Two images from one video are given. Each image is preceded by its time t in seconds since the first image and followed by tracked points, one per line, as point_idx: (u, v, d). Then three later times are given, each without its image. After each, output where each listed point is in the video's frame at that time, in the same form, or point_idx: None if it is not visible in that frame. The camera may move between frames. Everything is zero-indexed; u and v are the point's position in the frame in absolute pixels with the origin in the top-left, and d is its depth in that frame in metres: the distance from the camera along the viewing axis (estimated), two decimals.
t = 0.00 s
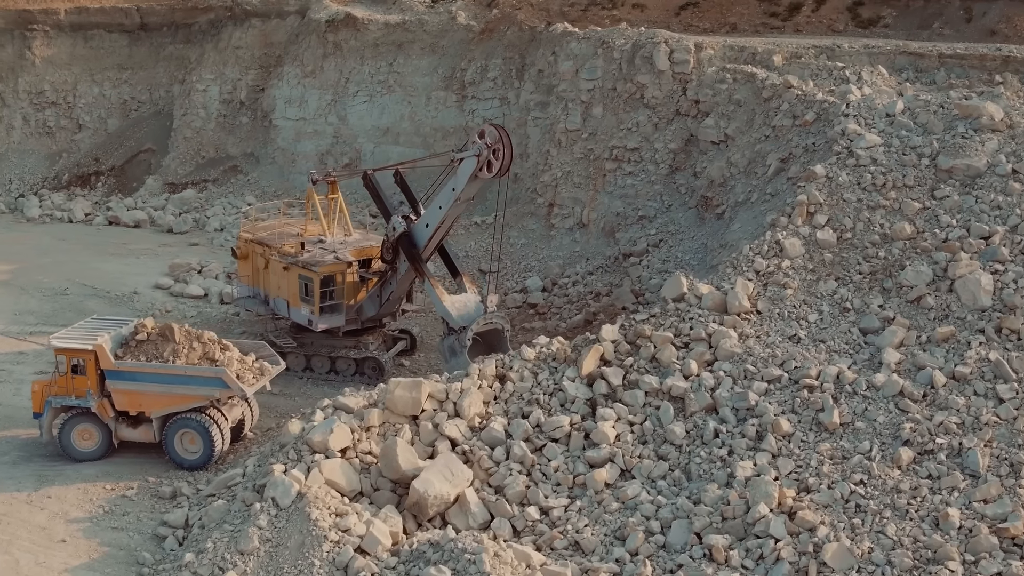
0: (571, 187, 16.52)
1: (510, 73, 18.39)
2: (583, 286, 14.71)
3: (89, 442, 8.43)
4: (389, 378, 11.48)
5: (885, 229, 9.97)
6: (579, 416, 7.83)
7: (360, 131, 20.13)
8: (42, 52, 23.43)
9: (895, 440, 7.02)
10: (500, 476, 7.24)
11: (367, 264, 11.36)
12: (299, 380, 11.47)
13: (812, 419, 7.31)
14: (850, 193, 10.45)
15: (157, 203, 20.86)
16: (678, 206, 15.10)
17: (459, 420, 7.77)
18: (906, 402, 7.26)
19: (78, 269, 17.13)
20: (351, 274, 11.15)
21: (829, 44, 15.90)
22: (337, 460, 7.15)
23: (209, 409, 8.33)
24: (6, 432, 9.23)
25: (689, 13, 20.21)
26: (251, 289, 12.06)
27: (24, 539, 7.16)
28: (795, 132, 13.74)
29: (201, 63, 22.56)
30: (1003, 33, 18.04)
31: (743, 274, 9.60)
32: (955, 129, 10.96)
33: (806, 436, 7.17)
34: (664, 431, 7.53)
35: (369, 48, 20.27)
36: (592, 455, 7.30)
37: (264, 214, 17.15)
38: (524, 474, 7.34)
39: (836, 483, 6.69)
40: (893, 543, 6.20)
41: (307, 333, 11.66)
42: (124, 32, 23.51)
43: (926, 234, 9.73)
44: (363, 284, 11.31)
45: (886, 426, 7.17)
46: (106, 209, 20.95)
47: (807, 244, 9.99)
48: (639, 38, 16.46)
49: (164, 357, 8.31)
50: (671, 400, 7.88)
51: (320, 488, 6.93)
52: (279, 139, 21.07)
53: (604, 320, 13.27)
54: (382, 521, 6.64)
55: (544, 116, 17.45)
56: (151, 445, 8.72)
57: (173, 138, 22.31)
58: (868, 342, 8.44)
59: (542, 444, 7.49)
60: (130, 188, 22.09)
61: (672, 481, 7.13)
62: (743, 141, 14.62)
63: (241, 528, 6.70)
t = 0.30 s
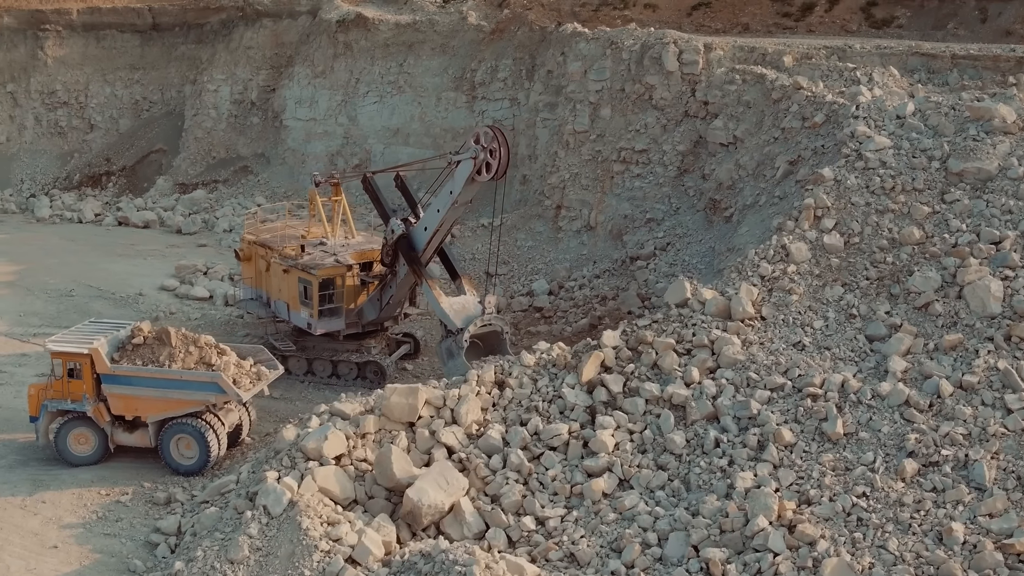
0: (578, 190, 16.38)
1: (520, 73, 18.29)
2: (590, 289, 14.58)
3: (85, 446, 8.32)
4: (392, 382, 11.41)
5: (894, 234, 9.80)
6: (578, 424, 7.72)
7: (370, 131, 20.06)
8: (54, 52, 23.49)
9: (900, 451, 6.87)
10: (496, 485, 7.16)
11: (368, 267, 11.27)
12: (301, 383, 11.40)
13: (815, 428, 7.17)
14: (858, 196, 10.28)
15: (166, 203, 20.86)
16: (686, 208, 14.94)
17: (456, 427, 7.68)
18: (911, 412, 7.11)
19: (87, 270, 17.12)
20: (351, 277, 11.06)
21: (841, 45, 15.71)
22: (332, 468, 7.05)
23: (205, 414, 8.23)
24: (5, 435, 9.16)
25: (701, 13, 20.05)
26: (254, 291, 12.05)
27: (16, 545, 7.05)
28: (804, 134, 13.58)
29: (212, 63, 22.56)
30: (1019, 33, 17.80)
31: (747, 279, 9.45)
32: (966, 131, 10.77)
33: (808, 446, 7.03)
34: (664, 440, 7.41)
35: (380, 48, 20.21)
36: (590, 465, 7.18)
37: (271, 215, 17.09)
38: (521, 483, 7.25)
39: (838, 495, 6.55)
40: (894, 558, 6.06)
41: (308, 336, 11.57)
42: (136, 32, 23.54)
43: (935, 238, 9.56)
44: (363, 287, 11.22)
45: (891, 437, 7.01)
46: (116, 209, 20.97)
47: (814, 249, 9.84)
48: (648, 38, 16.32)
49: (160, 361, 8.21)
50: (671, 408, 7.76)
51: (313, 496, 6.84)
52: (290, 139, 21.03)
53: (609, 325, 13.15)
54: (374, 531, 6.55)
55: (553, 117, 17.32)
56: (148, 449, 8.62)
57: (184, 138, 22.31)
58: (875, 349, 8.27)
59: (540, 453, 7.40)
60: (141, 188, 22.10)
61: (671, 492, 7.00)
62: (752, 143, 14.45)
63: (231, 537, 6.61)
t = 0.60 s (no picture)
0: (586, 192, 16.24)
1: (531, 74, 18.21)
2: (597, 293, 14.46)
3: (83, 450, 8.25)
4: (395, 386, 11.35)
5: (902, 238, 9.64)
6: (578, 431, 7.62)
7: (381, 132, 20.01)
8: (66, 52, 23.53)
9: (905, 462, 6.74)
10: (494, 493, 7.08)
11: (369, 270, 11.19)
12: (303, 387, 11.35)
13: (819, 438, 7.05)
14: (866, 200, 10.13)
15: (177, 204, 20.87)
16: (694, 211, 14.80)
17: (454, 433, 7.60)
18: (917, 421, 6.97)
19: (96, 271, 17.12)
20: (352, 280, 11.00)
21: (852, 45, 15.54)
22: (327, 474, 6.97)
23: (202, 418, 8.16)
24: (5, 437, 9.10)
25: (714, 13, 19.90)
26: (258, 293, 11.99)
27: (10, 550, 6.93)
28: (814, 136, 13.42)
29: (224, 63, 22.56)
30: None
31: (752, 284, 9.32)
32: (978, 134, 10.59)
33: (811, 456, 6.91)
34: (664, 448, 7.30)
35: (390, 48, 20.15)
36: (590, 473, 7.09)
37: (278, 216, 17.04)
38: (519, 491, 7.16)
39: (841, 507, 6.44)
40: (897, 573, 5.94)
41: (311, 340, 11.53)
42: (148, 32, 23.55)
43: (944, 243, 9.40)
44: (365, 291, 11.15)
45: (896, 447, 6.88)
46: (127, 210, 20.99)
47: (821, 253, 9.69)
48: (657, 39, 16.19)
49: (158, 365, 8.14)
50: (673, 416, 7.66)
51: (308, 504, 6.76)
52: (301, 140, 21.00)
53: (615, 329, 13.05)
54: (369, 539, 6.48)
55: (562, 118, 17.19)
56: (146, 453, 8.54)
57: (195, 138, 22.31)
58: (881, 357, 8.12)
59: (538, 461, 7.31)
60: (152, 188, 22.10)
61: (671, 502, 6.89)
62: (761, 145, 14.30)
63: (223, 544, 6.54)
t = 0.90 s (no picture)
0: (600, 194, 16.07)
1: (547, 75, 18.10)
2: (609, 296, 14.31)
3: (84, 454, 8.20)
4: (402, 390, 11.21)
5: (917, 243, 9.45)
6: (581, 440, 7.51)
7: (397, 132, 19.96)
8: (85, 52, 23.63)
9: (914, 475, 6.59)
10: (494, 502, 6.98)
11: (375, 274, 11.13)
12: (310, 391, 11.30)
13: (827, 449, 6.91)
14: (880, 204, 9.94)
15: (193, 204, 20.90)
16: (708, 214, 14.64)
17: (455, 441, 7.52)
18: (928, 433, 6.81)
19: (110, 271, 17.15)
20: (356, 283, 10.95)
21: (870, 46, 15.32)
22: (325, 482, 6.89)
23: (203, 423, 8.11)
24: (10, 439, 9.07)
25: (732, 13, 19.71)
26: (266, 294, 11.97)
27: (6, 554, 6.88)
28: (829, 138, 13.23)
29: (241, 63, 22.59)
30: None
31: (763, 290, 9.16)
32: (995, 137, 10.37)
33: (818, 468, 6.77)
34: (669, 458, 7.18)
35: (407, 48, 20.10)
36: (592, 483, 6.97)
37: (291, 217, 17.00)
38: (520, 500, 7.07)
39: (847, 521, 6.30)
40: None
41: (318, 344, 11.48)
42: (166, 32, 23.62)
43: (960, 249, 9.20)
44: (370, 295, 11.09)
45: (905, 459, 6.73)
46: (143, 210, 21.04)
47: (833, 258, 9.52)
48: (672, 40, 16.03)
49: (159, 369, 8.08)
50: (678, 424, 7.53)
51: (306, 511, 6.68)
52: (317, 140, 21.00)
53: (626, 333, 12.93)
54: (365, 549, 6.41)
55: (577, 119, 17.05)
56: (148, 457, 8.50)
57: (212, 138, 22.34)
58: (892, 365, 7.94)
59: (540, 469, 7.21)
60: (168, 188, 22.15)
61: (674, 513, 6.77)
62: (776, 147, 14.11)
63: (219, 552, 6.47)
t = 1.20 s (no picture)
0: (614, 196, 15.91)
1: (564, 75, 18.00)
2: (622, 300, 14.18)
3: (88, 457, 8.18)
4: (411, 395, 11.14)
5: (932, 248, 9.28)
6: (586, 448, 7.42)
7: (413, 133, 19.92)
8: (104, 52, 23.72)
9: (924, 487, 6.46)
10: (496, 511, 6.90)
11: (382, 276, 11.08)
12: (319, 395, 11.22)
13: (835, 459, 6.78)
14: (895, 208, 9.76)
15: (210, 205, 20.94)
16: (723, 216, 14.48)
17: (459, 448, 7.45)
18: (939, 444, 6.66)
19: (126, 271, 17.19)
20: (362, 286, 10.91)
21: (888, 47, 15.12)
22: (325, 488, 6.83)
23: (206, 428, 8.08)
24: (18, 440, 9.05)
25: (751, 13, 19.53)
26: (276, 296, 11.98)
27: (6, 558, 6.85)
28: (845, 141, 13.06)
29: (259, 63, 22.62)
30: None
31: (774, 295, 9.01)
32: (1014, 139, 10.16)
33: (826, 478, 6.64)
34: (674, 467, 7.06)
35: (424, 48, 20.07)
36: (595, 492, 6.87)
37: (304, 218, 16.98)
38: (523, 509, 6.97)
39: (854, 535, 6.18)
40: None
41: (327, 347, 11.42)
42: (185, 32, 23.70)
43: (976, 254, 9.03)
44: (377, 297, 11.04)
45: (916, 471, 6.59)
46: (160, 210, 21.09)
47: (846, 263, 9.35)
48: (687, 40, 15.87)
49: (162, 372, 8.06)
50: (685, 433, 7.42)
51: (305, 518, 6.61)
52: (335, 141, 21.00)
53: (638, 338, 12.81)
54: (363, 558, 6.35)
55: (592, 120, 16.92)
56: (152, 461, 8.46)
57: (230, 139, 22.37)
58: (905, 373, 7.78)
59: (543, 477, 7.12)
60: (186, 188, 22.20)
61: (678, 524, 6.66)
62: (792, 149, 13.94)
63: (217, 559, 6.42)
